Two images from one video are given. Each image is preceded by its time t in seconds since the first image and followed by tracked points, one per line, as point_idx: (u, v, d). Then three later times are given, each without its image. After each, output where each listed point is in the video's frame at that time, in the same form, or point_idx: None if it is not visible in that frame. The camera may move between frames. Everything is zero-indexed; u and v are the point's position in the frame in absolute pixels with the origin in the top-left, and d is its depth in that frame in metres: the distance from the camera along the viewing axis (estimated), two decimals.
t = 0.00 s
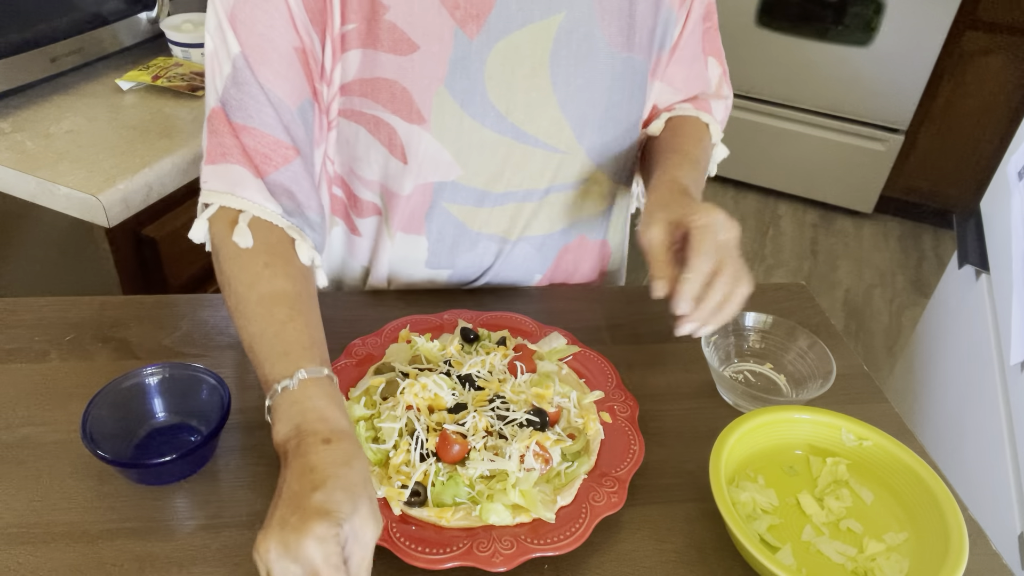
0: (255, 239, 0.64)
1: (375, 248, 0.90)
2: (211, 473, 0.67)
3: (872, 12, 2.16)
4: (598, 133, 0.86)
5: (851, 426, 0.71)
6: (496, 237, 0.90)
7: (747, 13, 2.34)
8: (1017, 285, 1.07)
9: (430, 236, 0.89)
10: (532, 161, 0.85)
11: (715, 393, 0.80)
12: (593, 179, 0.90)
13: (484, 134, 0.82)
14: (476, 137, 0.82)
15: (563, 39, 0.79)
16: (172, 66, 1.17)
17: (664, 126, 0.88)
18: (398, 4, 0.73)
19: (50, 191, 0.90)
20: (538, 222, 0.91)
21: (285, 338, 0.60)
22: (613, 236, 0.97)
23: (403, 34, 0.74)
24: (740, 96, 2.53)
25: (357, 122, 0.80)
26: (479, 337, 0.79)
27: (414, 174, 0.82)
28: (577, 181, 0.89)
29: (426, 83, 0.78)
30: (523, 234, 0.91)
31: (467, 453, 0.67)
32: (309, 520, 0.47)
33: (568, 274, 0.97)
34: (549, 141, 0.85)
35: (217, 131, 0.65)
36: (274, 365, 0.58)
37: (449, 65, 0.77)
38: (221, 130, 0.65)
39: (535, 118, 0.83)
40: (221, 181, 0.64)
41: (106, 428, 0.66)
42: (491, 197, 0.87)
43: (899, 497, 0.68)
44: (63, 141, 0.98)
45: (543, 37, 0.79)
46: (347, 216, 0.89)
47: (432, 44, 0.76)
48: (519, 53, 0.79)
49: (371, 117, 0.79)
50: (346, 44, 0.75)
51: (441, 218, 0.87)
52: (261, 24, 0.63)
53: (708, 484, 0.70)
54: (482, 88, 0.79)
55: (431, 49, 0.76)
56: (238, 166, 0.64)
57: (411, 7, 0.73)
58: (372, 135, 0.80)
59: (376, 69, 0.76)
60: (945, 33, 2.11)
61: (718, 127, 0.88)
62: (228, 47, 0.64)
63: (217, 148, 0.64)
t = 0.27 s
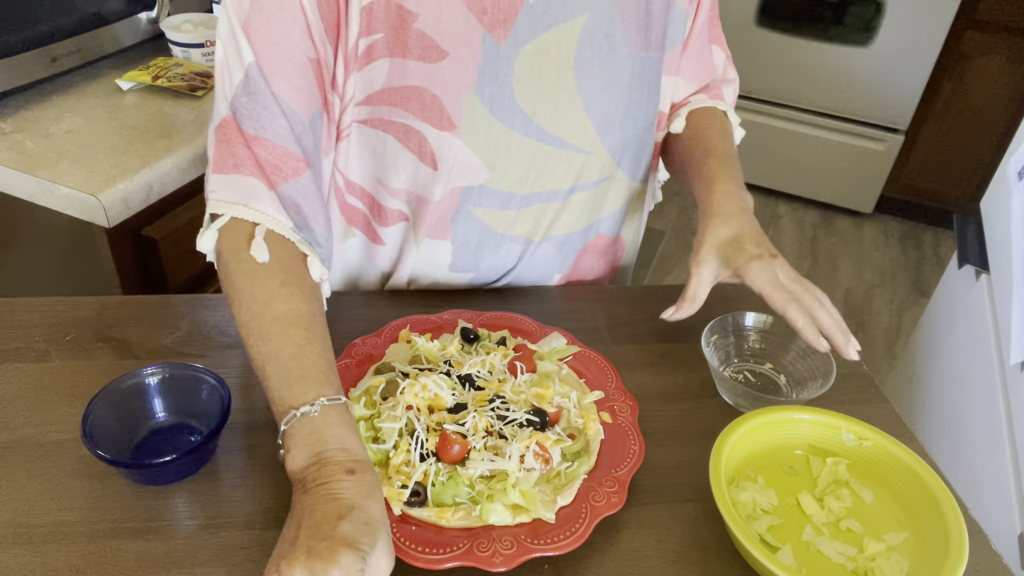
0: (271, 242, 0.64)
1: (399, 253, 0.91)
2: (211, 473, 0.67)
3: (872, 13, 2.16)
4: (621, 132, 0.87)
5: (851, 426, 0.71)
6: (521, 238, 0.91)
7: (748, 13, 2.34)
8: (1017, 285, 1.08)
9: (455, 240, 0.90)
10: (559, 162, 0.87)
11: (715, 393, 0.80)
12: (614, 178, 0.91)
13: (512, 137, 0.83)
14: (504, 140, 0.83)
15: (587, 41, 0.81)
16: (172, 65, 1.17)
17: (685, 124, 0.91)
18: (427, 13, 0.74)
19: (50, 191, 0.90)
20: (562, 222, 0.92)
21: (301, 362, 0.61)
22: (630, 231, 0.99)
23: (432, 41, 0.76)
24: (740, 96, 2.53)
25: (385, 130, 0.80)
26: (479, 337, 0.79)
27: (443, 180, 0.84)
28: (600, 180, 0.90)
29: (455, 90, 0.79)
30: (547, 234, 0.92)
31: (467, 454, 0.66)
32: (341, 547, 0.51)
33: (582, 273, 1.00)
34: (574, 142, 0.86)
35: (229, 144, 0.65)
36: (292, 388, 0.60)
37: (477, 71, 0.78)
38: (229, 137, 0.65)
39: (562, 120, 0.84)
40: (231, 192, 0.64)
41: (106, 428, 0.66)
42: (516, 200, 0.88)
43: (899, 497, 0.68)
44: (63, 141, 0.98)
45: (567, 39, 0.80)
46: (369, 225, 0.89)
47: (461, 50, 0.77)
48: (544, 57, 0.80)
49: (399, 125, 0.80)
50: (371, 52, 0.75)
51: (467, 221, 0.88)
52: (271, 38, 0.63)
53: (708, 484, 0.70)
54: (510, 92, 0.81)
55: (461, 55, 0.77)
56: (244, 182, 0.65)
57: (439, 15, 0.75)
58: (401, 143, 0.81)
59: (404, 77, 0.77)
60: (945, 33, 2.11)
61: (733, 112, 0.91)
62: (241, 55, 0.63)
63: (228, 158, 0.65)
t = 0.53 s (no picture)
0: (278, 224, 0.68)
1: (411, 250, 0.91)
2: (211, 473, 0.67)
3: (872, 13, 2.16)
4: (632, 132, 0.87)
5: (850, 426, 0.71)
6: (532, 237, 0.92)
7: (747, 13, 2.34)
8: (1017, 285, 1.08)
9: (465, 238, 0.90)
10: (570, 162, 0.87)
11: (715, 393, 0.80)
12: (624, 178, 0.91)
13: (522, 137, 0.83)
14: (515, 139, 0.84)
15: (598, 42, 0.81)
16: (172, 65, 1.17)
17: (698, 148, 0.90)
18: (439, 10, 0.76)
19: (50, 191, 0.90)
20: (572, 222, 0.92)
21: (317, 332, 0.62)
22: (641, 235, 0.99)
23: (443, 38, 0.77)
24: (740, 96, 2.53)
25: (396, 127, 0.81)
26: (479, 337, 0.79)
27: (453, 178, 0.84)
28: (611, 180, 0.90)
29: (466, 87, 0.79)
30: (557, 232, 0.92)
31: (467, 453, 0.66)
32: (387, 510, 0.50)
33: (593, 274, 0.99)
34: (585, 142, 0.86)
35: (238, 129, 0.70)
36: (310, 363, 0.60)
37: (488, 69, 0.79)
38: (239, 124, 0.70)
39: (573, 120, 0.84)
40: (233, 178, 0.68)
41: (106, 428, 0.66)
42: (526, 199, 0.88)
43: (898, 496, 0.68)
44: (63, 141, 0.98)
45: (579, 41, 0.81)
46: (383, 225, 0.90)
47: (472, 47, 0.78)
48: (556, 56, 0.81)
49: (410, 121, 0.81)
50: (382, 49, 0.77)
51: (477, 219, 0.88)
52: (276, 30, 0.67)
53: (708, 484, 0.70)
54: (521, 91, 0.81)
55: (471, 53, 0.78)
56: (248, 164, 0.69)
57: (452, 13, 0.76)
58: (411, 140, 0.82)
59: (416, 73, 0.78)
60: (945, 34, 2.11)
61: (748, 135, 0.90)
62: (251, 48, 0.68)
63: (236, 144, 0.69)
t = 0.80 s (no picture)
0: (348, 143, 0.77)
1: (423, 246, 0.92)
2: (211, 473, 0.67)
3: (872, 13, 2.16)
4: (646, 132, 0.88)
5: (850, 426, 0.71)
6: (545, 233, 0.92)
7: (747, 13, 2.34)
8: (1017, 285, 1.08)
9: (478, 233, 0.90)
10: (581, 157, 0.87)
11: (715, 393, 0.80)
12: (637, 178, 0.91)
13: (535, 130, 0.84)
14: (527, 133, 0.84)
15: (613, 39, 0.81)
16: (172, 65, 1.17)
17: (716, 146, 0.90)
18: (455, 3, 0.76)
19: (50, 191, 0.90)
20: (585, 219, 0.92)
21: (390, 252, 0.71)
22: (653, 239, 0.99)
23: (458, 31, 0.77)
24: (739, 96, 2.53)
25: (409, 120, 0.82)
26: (479, 337, 0.79)
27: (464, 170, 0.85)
28: (624, 178, 0.90)
29: (478, 80, 0.80)
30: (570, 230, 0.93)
31: (467, 453, 0.66)
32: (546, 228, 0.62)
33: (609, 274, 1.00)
34: (599, 140, 0.86)
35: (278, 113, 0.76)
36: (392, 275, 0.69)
37: (502, 62, 0.80)
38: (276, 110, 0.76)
39: (587, 117, 0.85)
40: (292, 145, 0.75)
41: (106, 427, 0.66)
42: (539, 194, 0.89)
43: (898, 496, 0.68)
44: (63, 141, 0.98)
45: (593, 38, 0.81)
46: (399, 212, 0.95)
47: (487, 41, 0.78)
48: (572, 53, 0.81)
49: (422, 112, 0.81)
50: (396, 44, 0.78)
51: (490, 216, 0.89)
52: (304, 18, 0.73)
53: (708, 484, 0.70)
54: (534, 85, 0.82)
55: (485, 47, 0.78)
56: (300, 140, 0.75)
57: (467, 6, 0.76)
58: (424, 132, 0.82)
59: (430, 66, 0.79)
60: (945, 33, 2.11)
61: (765, 133, 0.92)
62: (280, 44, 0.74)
63: (279, 122, 0.76)
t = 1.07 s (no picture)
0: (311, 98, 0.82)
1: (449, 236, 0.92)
2: (211, 473, 0.67)
3: (872, 13, 2.16)
4: (659, 113, 0.88)
5: (850, 426, 0.71)
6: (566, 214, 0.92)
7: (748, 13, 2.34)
8: (1017, 285, 1.08)
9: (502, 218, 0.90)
10: (597, 138, 0.87)
11: (715, 393, 0.80)
12: (652, 159, 0.91)
13: (555, 112, 0.84)
14: (547, 115, 0.84)
15: (629, 23, 0.81)
16: (172, 65, 1.17)
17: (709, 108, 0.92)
18: None
19: (50, 191, 0.90)
20: (603, 199, 0.92)
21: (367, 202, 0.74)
22: (665, 220, 0.99)
23: (480, 17, 0.78)
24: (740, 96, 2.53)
25: (433, 105, 0.83)
26: (479, 337, 0.79)
27: (489, 154, 0.85)
28: (641, 160, 0.90)
29: (502, 63, 0.81)
30: (590, 211, 0.92)
31: (468, 453, 0.66)
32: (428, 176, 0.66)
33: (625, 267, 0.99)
34: (615, 120, 0.86)
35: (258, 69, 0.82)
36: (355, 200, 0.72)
37: (523, 46, 0.80)
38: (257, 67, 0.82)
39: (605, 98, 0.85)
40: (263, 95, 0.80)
41: (106, 427, 0.66)
42: (559, 174, 0.88)
43: (898, 496, 0.68)
44: (63, 141, 0.98)
45: (610, 21, 0.81)
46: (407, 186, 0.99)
47: (508, 25, 0.79)
48: (590, 36, 0.81)
49: (448, 98, 0.82)
50: (420, 32, 0.80)
51: (514, 199, 0.89)
52: None
53: (708, 484, 0.70)
54: (554, 67, 0.82)
55: (507, 30, 0.79)
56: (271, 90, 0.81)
57: None
58: (448, 116, 0.83)
59: (453, 51, 0.80)
60: (945, 33, 2.11)
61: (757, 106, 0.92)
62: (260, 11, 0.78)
63: (258, 78, 0.82)
